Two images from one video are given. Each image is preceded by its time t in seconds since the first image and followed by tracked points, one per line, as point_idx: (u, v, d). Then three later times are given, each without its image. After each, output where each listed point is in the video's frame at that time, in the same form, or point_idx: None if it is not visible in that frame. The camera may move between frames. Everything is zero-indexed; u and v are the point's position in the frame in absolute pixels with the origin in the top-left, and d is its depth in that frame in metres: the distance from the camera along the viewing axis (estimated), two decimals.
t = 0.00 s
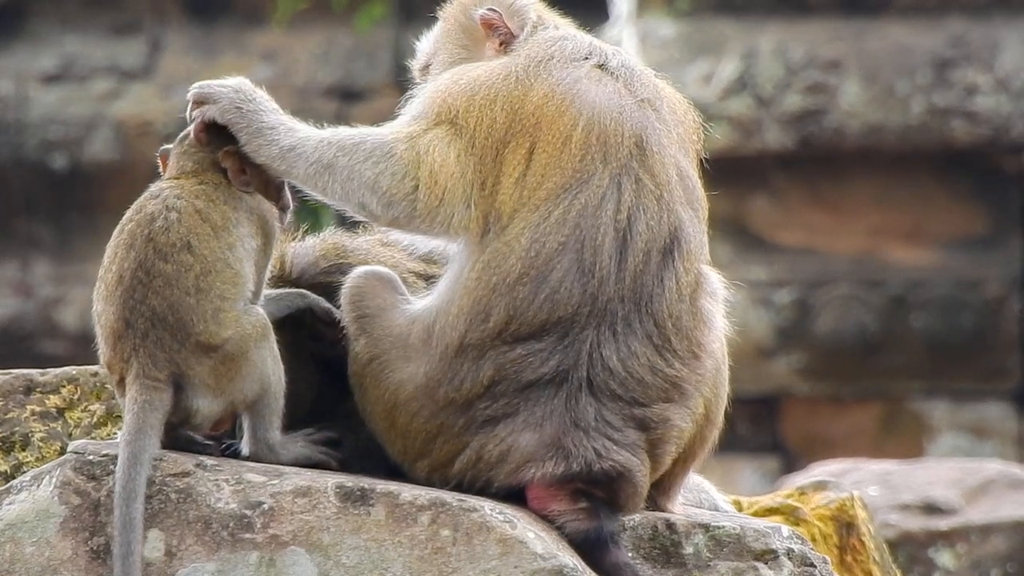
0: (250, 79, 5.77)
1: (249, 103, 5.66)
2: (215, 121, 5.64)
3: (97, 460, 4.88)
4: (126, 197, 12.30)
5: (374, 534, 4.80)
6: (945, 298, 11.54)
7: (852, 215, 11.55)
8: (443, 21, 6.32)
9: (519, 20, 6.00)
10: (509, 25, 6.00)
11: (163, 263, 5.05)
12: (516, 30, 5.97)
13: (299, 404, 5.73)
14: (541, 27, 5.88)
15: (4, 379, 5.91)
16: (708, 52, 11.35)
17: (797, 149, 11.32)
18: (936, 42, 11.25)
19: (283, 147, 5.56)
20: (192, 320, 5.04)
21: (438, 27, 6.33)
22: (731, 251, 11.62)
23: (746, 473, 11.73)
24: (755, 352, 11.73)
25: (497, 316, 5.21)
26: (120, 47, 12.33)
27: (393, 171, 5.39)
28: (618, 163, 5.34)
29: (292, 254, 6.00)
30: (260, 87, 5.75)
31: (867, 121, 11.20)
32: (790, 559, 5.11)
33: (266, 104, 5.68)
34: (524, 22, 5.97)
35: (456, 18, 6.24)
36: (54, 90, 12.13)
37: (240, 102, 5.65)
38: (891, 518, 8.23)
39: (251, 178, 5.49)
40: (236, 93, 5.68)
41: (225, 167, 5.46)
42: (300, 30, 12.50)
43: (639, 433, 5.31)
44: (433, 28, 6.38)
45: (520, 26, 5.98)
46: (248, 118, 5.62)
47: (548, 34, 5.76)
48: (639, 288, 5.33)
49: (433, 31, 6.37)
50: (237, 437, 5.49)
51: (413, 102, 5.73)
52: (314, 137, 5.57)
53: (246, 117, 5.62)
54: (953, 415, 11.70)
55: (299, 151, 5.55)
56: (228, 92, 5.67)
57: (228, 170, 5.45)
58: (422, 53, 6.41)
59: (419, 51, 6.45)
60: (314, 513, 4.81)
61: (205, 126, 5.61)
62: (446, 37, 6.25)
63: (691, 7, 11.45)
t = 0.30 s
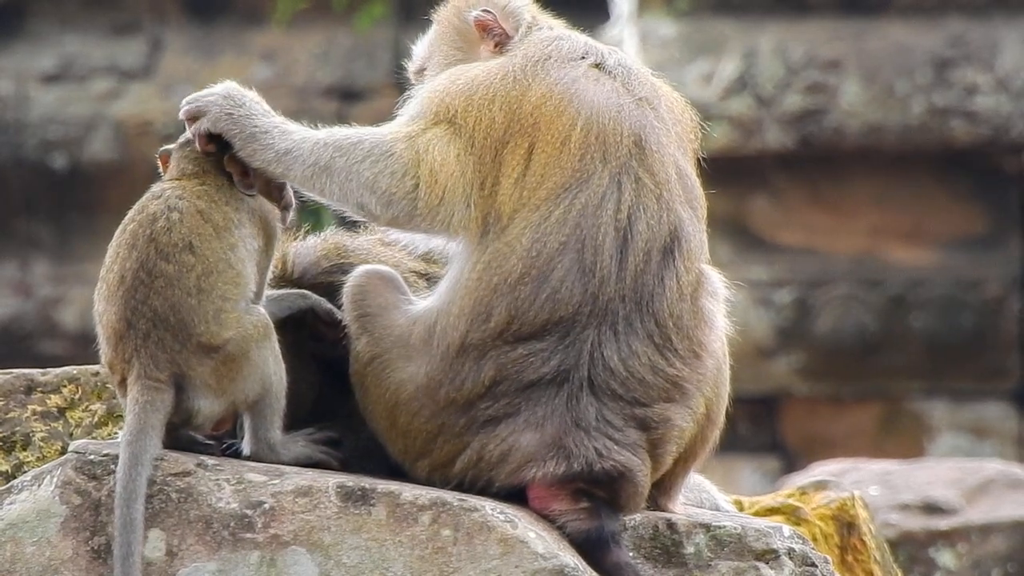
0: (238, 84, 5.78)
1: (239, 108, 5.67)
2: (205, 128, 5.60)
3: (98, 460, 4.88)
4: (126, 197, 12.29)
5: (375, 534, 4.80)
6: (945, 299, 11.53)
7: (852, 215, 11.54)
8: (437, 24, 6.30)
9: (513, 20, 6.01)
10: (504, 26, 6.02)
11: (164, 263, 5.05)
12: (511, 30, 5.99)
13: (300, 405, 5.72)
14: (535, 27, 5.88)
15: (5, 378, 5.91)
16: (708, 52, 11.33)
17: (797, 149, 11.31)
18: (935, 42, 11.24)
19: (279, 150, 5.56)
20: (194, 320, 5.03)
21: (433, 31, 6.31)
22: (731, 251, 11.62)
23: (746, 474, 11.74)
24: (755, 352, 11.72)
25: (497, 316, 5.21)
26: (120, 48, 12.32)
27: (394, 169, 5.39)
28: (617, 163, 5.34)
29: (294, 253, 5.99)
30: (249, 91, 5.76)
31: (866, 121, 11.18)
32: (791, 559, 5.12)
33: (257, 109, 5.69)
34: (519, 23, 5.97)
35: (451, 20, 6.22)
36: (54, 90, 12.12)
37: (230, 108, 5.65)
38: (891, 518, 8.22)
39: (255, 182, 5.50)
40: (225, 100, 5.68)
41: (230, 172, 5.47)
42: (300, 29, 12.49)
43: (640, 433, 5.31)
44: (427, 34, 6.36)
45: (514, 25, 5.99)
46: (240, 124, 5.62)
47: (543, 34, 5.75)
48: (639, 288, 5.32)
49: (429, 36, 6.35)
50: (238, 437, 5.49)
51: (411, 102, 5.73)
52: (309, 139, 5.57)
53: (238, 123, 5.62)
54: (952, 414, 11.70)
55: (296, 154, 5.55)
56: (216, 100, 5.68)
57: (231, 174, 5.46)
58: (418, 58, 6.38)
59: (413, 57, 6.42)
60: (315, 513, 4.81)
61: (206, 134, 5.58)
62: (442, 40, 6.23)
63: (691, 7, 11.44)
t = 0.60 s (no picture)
0: (228, 92, 5.77)
1: (230, 116, 5.65)
2: (198, 140, 5.57)
3: (96, 461, 4.89)
4: (125, 197, 12.30)
5: (373, 534, 4.80)
6: (944, 299, 11.52)
7: (852, 215, 11.52)
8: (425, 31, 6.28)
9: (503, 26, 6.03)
10: (494, 31, 6.02)
11: (163, 264, 5.05)
12: (501, 34, 6.00)
13: (298, 405, 5.73)
14: (525, 31, 5.90)
15: (3, 379, 5.91)
16: (707, 53, 11.31)
17: (795, 149, 11.29)
18: (934, 43, 11.19)
19: (274, 157, 5.53)
20: (192, 322, 5.03)
21: (421, 37, 6.28)
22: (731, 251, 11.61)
23: (745, 474, 11.79)
24: (754, 352, 11.73)
25: (496, 317, 5.21)
26: (120, 48, 12.33)
27: (391, 171, 5.37)
28: (614, 162, 5.34)
29: (293, 254, 5.99)
30: (240, 97, 5.74)
31: (865, 121, 11.15)
32: (789, 559, 5.13)
33: (249, 117, 5.67)
34: (510, 28, 5.99)
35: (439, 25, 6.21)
36: (52, 90, 12.12)
37: (221, 118, 5.63)
38: (890, 519, 8.22)
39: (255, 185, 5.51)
40: (216, 110, 5.66)
41: (228, 179, 5.47)
42: (299, 29, 12.48)
43: (638, 433, 5.31)
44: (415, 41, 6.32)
45: (503, 30, 6.01)
46: (233, 132, 5.60)
47: (535, 35, 5.75)
48: (637, 288, 5.33)
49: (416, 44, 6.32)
50: (236, 437, 5.49)
51: (405, 104, 5.73)
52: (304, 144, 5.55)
53: (230, 132, 5.60)
54: (951, 415, 11.70)
55: (293, 160, 5.51)
56: (205, 111, 5.65)
57: (230, 180, 5.47)
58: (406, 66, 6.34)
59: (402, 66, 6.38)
60: (314, 513, 4.81)
61: (204, 145, 5.54)
62: (433, 44, 6.20)
63: (690, 8, 11.42)
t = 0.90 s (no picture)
0: (217, 99, 5.75)
1: (221, 125, 5.63)
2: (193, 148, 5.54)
3: (97, 460, 4.89)
4: (125, 197, 12.29)
5: (374, 534, 4.80)
6: (945, 299, 11.51)
7: (852, 215, 11.51)
8: (410, 37, 6.23)
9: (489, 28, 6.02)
10: (482, 33, 5.98)
11: (163, 264, 5.06)
12: (489, 36, 5.97)
13: (298, 405, 5.72)
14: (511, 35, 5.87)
15: (3, 379, 5.91)
16: (707, 53, 11.30)
17: (795, 149, 11.25)
18: (934, 43, 11.17)
19: (269, 166, 5.52)
20: (192, 321, 5.03)
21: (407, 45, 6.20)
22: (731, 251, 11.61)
23: (745, 473, 11.80)
24: (754, 352, 11.73)
25: (497, 318, 5.20)
26: (120, 48, 12.34)
27: (387, 178, 5.34)
28: (611, 161, 5.34)
29: (294, 253, 5.99)
30: (230, 105, 5.73)
31: (865, 121, 11.10)
32: (790, 559, 5.13)
33: (239, 125, 5.65)
34: (496, 31, 5.98)
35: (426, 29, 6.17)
36: (53, 90, 12.12)
37: (212, 128, 5.61)
38: (890, 518, 8.23)
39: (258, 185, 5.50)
40: (205, 121, 5.65)
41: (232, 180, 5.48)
42: (300, 29, 12.50)
43: (640, 433, 5.31)
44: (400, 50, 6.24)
45: (491, 32, 5.98)
46: (224, 141, 5.57)
47: (522, 37, 5.73)
48: (638, 287, 5.33)
49: (399, 53, 6.25)
50: (236, 436, 5.49)
51: (398, 106, 5.72)
52: (297, 151, 5.53)
53: (222, 141, 5.58)
54: (951, 415, 11.70)
55: (288, 169, 5.49)
56: (195, 123, 5.65)
57: (232, 182, 5.47)
58: (390, 76, 6.25)
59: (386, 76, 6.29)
60: (314, 513, 4.81)
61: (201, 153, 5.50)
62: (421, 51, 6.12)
63: (690, 8, 11.42)
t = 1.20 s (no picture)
0: (200, 112, 5.71)
1: (203, 140, 5.59)
2: (185, 164, 5.55)
3: (97, 460, 4.88)
4: (125, 197, 12.29)
5: (374, 534, 4.80)
6: (944, 299, 11.51)
7: (852, 215, 11.50)
8: (372, 47, 6.10)
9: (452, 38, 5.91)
10: (445, 47, 5.85)
11: (162, 264, 5.06)
12: (452, 50, 5.84)
13: (298, 405, 5.71)
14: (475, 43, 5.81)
15: (3, 379, 5.91)
16: (707, 53, 11.29)
17: (795, 149, 11.21)
18: (934, 43, 11.17)
19: (252, 182, 5.47)
20: (191, 322, 5.03)
21: (370, 55, 6.07)
22: (731, 251, 11.60)
23: (745, 473, 11.80)
24: (754, 352, 11.72)
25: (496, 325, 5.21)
26: (120, 48, 12.33)
27: (367, 196, 5.32)
28: (596, 160, 5.36)
29: (294, 253, 5.97)
30: (214, 117, 5.69)
31: (865, 121, 11.08)
32: (790, 559, 5.13)
33: (221, 139, 5.61)
34: (459, 42, 5.88)
35: (386, 45, 6.03)
36: (53, 90, 12.12)
37: (193, 144, 5.58)
38: (890, 518, 8.23)
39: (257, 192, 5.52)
40: (187, 136, 5.62)
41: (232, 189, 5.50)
42: (300, 29, 12.42)
43: (642, 434, 5.32)
44: (362, 60, 6.11)
45: (455, 45, 5.86)
46: (210, 158, 5.55)
47: (487, 42, 5.71)
48: (634, 285, 5.35)
49: (361, 61, 6.13)
50: (236, 436, 5.48)
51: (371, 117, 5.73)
52: (278, 167, 5.50)
53: (202, 159, 5.55)
54: (951, 415, 11.69)
55: (267, 188, 5.46)
56: (179, 138, 5.61)
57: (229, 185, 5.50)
58: (349, 83, 6.15)
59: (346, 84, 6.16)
60: (314, 513, 4.81)
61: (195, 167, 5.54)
62: (384, 62, 5.99)
63: (691, 7, 11.41)
